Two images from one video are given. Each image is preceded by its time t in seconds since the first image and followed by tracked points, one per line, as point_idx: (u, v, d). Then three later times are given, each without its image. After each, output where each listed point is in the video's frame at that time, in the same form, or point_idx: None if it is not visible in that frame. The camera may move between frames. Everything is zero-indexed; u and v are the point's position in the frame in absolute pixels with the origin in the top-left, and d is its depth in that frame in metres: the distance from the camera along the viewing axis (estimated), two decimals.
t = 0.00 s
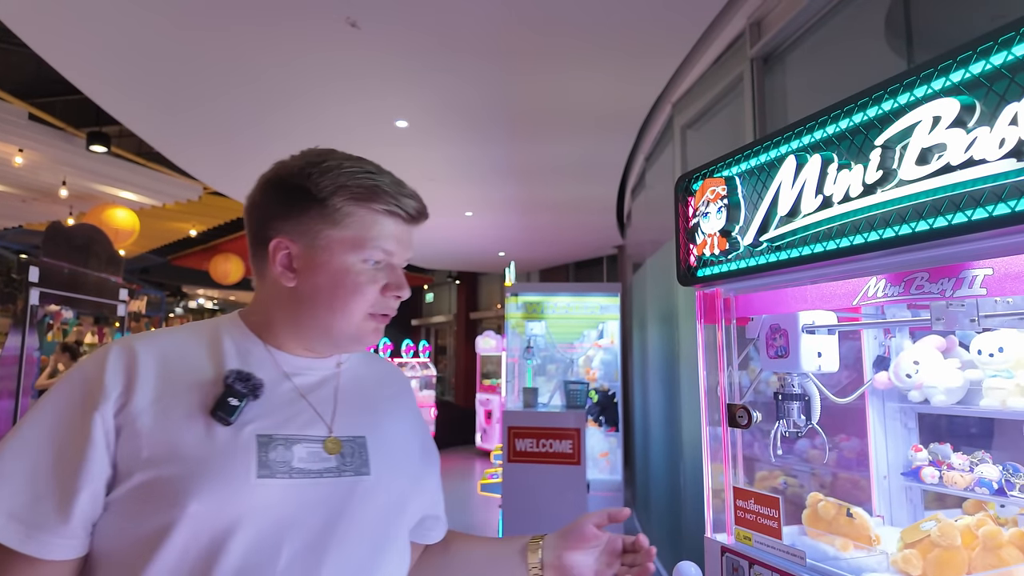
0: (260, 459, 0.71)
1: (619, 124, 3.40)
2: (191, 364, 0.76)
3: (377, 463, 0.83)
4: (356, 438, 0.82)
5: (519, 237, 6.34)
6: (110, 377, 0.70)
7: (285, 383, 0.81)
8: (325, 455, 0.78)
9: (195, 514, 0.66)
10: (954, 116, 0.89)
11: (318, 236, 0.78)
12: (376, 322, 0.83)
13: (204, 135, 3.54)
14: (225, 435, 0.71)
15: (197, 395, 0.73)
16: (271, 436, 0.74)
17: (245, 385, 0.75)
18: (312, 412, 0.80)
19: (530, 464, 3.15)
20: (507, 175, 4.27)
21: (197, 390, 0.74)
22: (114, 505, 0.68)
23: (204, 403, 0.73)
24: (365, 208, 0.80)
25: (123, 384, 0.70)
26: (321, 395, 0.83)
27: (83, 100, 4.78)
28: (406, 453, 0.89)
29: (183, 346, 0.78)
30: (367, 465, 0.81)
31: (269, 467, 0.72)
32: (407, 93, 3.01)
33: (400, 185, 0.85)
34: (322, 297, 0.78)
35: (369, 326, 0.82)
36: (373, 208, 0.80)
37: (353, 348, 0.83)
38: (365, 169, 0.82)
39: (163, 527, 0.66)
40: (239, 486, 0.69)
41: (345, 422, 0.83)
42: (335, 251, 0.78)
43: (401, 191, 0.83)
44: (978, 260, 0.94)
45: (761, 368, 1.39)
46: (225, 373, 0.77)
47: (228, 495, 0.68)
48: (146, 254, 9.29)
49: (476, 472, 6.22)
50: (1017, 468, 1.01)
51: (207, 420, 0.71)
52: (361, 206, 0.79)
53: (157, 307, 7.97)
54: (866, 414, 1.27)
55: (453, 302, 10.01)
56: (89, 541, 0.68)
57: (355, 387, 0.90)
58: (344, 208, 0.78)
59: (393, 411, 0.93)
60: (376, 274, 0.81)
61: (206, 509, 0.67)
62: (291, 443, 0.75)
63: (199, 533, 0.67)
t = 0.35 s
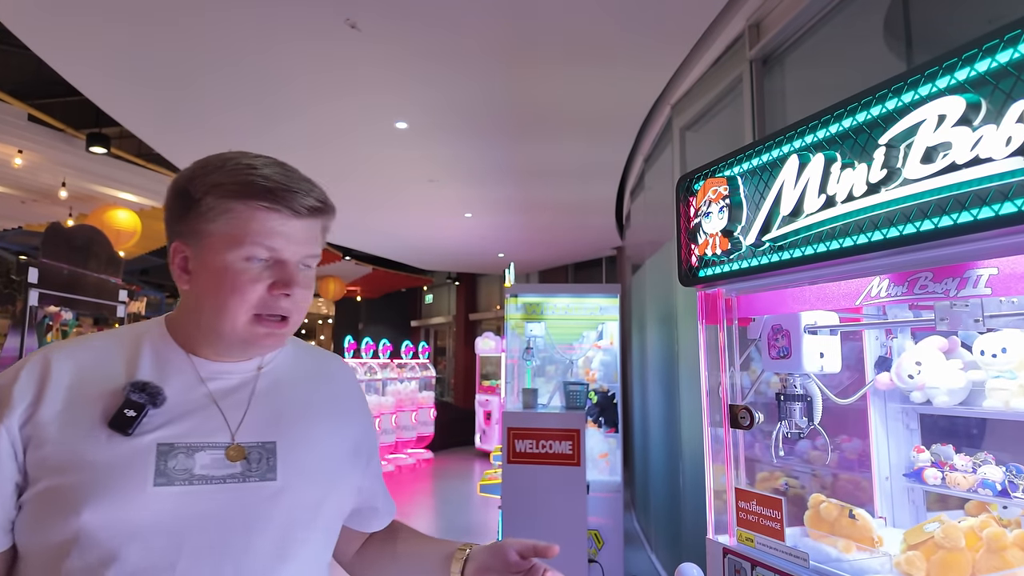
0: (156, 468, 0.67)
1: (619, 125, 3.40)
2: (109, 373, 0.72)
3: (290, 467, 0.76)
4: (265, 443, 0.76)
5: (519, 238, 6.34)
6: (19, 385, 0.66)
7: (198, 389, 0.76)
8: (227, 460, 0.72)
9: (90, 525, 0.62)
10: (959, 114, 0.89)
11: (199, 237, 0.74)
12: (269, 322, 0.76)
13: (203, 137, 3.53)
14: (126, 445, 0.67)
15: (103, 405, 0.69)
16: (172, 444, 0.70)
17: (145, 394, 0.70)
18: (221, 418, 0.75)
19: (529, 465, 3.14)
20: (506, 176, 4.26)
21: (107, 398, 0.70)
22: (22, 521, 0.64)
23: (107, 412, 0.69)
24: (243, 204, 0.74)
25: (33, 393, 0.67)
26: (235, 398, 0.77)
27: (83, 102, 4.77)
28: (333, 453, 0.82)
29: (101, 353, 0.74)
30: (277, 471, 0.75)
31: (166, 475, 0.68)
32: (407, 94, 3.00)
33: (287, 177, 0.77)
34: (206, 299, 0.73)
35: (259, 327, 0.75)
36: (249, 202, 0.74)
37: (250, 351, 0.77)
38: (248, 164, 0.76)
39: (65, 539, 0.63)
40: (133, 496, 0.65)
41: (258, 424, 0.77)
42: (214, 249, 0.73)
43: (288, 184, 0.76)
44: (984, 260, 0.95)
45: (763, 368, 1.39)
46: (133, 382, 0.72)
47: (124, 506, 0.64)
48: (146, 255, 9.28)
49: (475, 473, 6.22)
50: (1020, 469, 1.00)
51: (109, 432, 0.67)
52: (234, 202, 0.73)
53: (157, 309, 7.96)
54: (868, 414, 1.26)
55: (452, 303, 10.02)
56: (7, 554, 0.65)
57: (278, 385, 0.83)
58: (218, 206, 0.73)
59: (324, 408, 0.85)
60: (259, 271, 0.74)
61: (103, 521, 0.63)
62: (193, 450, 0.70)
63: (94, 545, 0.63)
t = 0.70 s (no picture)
0: (127, 459, 0.67)
1: (621, 127, 3.40)
2: (87, 374, 0.73)
3: (264, 455, 0.75)
4: (237, 433, 0.75)
5: (521, 240, 6.33)
6: None
7: (169, 382, 0.76)
8: (200, 451, 0.72)
9: (62, 515, 0.63)
10: (963, 114, 0.88)
11: (146, 235, 0.76)
12: (209, 310, 0.74)
13: (206, 139, 3.54)
14: (95, 437, 0.67)
15: (78, 400, 0.69)
16: (144, 436, 0.69)
17: (116, 387, 0.71)
18: (192, 410, 0.74)
19: (531, 468, 3.14)
20: (508, 178, 4.26)
21: (82, 394, 0.70)
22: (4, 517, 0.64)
23: (82, 407, 0.69)
24: (180, 194, 0.74)
25: (12, 394, 0.68)
26: (209, 390, 0.77)
27: (86, 105, 4.78)
28: (312, 442, 0.81)
29: (81, 355, 0.75)
30: (250, 460, 0.74)
31: (138, 466, 0.67)
32: (409, 96, 3.00)
33: (225, 165, 0.76)
34: (151, 292, 0.74)
35: (197, 316, 0.73)
36: (181, 192, 0.74)
37: (197, 342, 0.75)
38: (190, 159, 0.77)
39: (34, 529, 0.62)
40: (103, 487, 0.65)
41: (232, 414, 0.76)
42: (157, 241, 0.74)
43: (221, 171, 0.75)
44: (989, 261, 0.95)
45: (766, 370, 1.39)
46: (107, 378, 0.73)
47: (95, 496, 0.64)
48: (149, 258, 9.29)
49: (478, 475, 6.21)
50: None
51: (81, 424, 0.67)
52: (167, 194, 0.74)
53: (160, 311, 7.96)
54: (871, 415, 1.26)
55: (454, 305, 10.01)
56: None
57: (253, 376, 0.82)
58: (155, 200, 0.75)
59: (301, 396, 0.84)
60: (193, 259, 0.73)
61: (73, 509, 0.63)
62: (165, 442, 0.70)
63: (66, 534, 0.63)
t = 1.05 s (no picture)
0: (165, 469, 0.67)
1: (623, 128, 3.40)
2: (116, 379, 0.72)
3: (298, 464, 0.75)
4: (272, 441, 0.75)
5: (524, 242, 6.33)
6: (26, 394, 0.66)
7: (200, 389, 0.75)
8: (236, 460, 0.72)
9: (101, 526, 0.62)
10: (969, 114, 0.88)
11: (169, 240, 0.76)
12: (235, 314, 0.74)
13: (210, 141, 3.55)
14: (132, 447, 0.66)
15: (113, 408, 0.69)
16: (181, 445, 0.69)
17: (149, 396, 0.70)
18: (224, 416, 0.74)
19: (534, 469, 3.13)
20: (511, 179, 4.27)
21: (115, 401, 0.69)
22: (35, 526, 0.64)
23: (116, 415, 0.68)
24: (201, 197, 0.74)
25: (41, 399, 0.67)
26: (240, 397, 0.77)
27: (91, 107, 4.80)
28: (341, 448, 0.81)
29: (108, 360, 0.74)
30: (286, 467, 0.74)
31: (177, 476, 0.67)
32: (413, 98, 3.01)
33: (245, 167, 0.76)
34: (176, 296, 0.75)
35: (223, 320, 0.73)
36: (202, 195, 0.74)
37: (223, 347, 0.75)
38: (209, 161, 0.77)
39: (74, 540, 0.62)
40: (142, 497, 0.64)
41: (265, 422, 0.76)
42: (181, 246, 0.74)
43: (242, 174, 0.75)
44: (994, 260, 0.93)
45: (771, 371, 1.39)
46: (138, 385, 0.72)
47: (135, 508, 0.64)
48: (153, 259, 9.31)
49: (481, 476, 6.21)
50: None
51: (115, 433, 0.66)
52: (188, 198, 0.74)
53: (164, 312, 7.99)
54: (876, 416, 1.26)
55: (457, 307, 10.01)
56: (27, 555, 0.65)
57: (283, 382, 0.82)
58: (177, 204, 0.75)
59: (330, 403, 0.84)
60: (216, 263, 0.73)
61: (115, 522, 0.63)
62: (202, 451, 0.70)
63: (103, 546, 0.62)
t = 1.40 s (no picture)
0: (296, 515, 0.64)
1: (625, 131, 3.40)
2: (250, 396, 0.68)
3: (427, 520, 0.71)
4: (405, 492, 0.70)
5: (524, 244, 6.34)
6: (158, 401, 0.63)
7: (338, 419, 0.70)
8: (368, 510, 0.67)
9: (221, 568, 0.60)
10: (971, 122, 0.89)
11: (319, 247, 0.70)
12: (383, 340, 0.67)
13: (213, 144, 3.56)
14: (263, 489, 0.63)
15: (244, 435, 0.65)
16: (314, 488, 0.65)
17: (289, 430, 0.66)
18: (359, 460, 0.69)
19: (536, 472, 3.13)
20: (512, 181, 4.27)
21: (247, 426, 0.66)
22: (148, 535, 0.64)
23: (249, 444, 0.65)
24: (358, 206, 0.67)
25: (174, 406, 0.64)
26: (376, 436, 0.72)
27: (92, 110, 4.82)
28: (465, 503, 0.76)
29: (244, 368, 0.69)
30: (416, 525, 0.69)
31: (306, 525, 0.64)
32: (416, 101, 3.02)
33: (407, 174, 0.68)
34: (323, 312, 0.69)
35: (370, 346, 0.67)
36: (360, 202, 0.67)
37: (367, 374, 0.69)
38: (371, 163, 0.70)
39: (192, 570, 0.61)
40: (267, 545, 0.62)
41: (397, 467, 0.71)
42: (333, 258, 0.68)
43: (406, 182, 0.67)
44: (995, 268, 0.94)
45: (773, 376, 1.39)
46: (277, 410, 0.68)
47: (258, 556, 0.61)
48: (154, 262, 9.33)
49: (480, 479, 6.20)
50: None
51: (250, 467, 0.63)
52: (344, 204, 0.67)
53: (165, 314, 8.00)
54: (877, 421, 1.25)
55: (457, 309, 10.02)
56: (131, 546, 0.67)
57: (418, 419, 0.76)
58: (333, 210, 0.68)
59: (457, 448, 0.78)
60: (368, 282, 0.66)
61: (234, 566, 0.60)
62: (334, 497, 0.66)
63: None
